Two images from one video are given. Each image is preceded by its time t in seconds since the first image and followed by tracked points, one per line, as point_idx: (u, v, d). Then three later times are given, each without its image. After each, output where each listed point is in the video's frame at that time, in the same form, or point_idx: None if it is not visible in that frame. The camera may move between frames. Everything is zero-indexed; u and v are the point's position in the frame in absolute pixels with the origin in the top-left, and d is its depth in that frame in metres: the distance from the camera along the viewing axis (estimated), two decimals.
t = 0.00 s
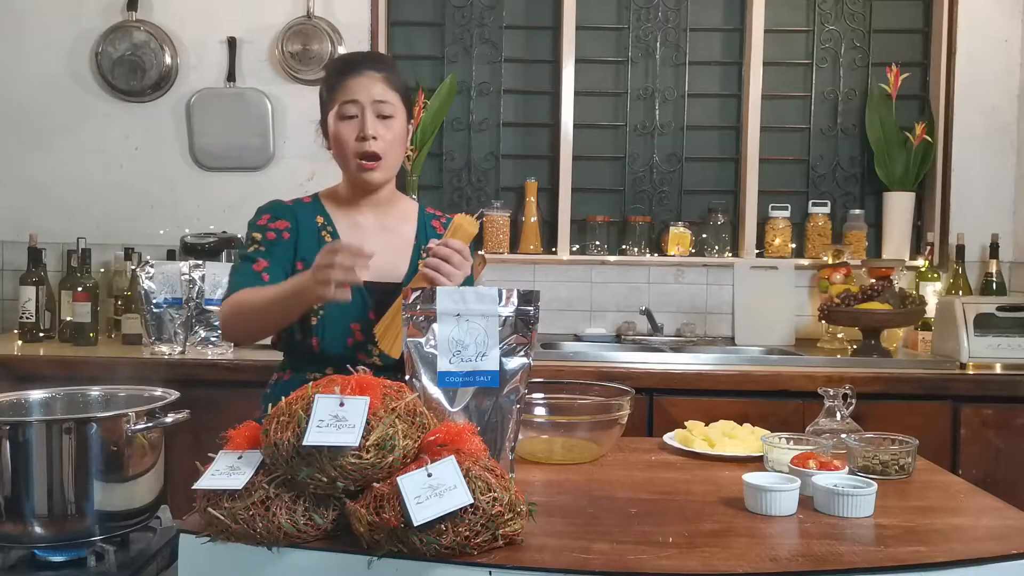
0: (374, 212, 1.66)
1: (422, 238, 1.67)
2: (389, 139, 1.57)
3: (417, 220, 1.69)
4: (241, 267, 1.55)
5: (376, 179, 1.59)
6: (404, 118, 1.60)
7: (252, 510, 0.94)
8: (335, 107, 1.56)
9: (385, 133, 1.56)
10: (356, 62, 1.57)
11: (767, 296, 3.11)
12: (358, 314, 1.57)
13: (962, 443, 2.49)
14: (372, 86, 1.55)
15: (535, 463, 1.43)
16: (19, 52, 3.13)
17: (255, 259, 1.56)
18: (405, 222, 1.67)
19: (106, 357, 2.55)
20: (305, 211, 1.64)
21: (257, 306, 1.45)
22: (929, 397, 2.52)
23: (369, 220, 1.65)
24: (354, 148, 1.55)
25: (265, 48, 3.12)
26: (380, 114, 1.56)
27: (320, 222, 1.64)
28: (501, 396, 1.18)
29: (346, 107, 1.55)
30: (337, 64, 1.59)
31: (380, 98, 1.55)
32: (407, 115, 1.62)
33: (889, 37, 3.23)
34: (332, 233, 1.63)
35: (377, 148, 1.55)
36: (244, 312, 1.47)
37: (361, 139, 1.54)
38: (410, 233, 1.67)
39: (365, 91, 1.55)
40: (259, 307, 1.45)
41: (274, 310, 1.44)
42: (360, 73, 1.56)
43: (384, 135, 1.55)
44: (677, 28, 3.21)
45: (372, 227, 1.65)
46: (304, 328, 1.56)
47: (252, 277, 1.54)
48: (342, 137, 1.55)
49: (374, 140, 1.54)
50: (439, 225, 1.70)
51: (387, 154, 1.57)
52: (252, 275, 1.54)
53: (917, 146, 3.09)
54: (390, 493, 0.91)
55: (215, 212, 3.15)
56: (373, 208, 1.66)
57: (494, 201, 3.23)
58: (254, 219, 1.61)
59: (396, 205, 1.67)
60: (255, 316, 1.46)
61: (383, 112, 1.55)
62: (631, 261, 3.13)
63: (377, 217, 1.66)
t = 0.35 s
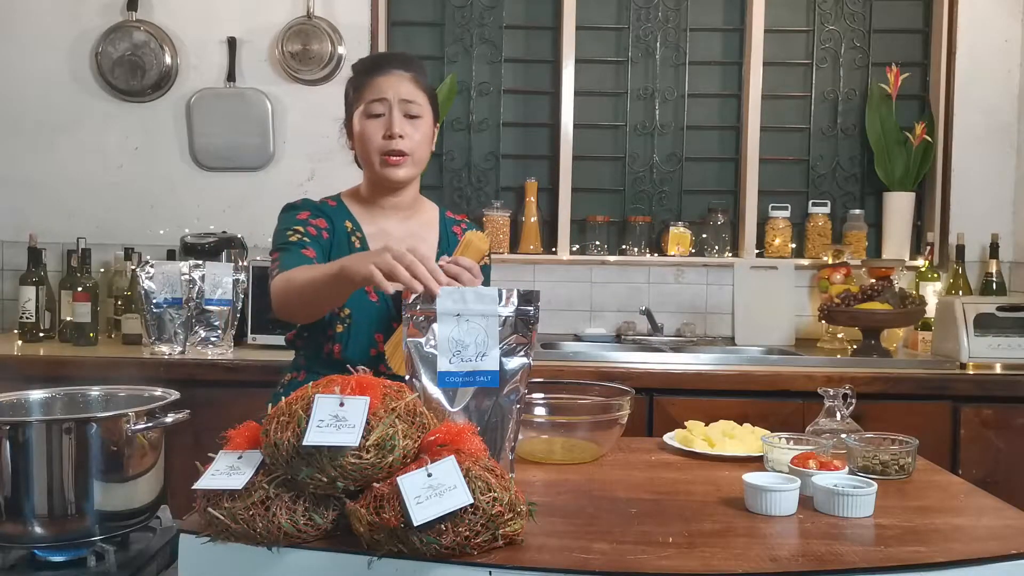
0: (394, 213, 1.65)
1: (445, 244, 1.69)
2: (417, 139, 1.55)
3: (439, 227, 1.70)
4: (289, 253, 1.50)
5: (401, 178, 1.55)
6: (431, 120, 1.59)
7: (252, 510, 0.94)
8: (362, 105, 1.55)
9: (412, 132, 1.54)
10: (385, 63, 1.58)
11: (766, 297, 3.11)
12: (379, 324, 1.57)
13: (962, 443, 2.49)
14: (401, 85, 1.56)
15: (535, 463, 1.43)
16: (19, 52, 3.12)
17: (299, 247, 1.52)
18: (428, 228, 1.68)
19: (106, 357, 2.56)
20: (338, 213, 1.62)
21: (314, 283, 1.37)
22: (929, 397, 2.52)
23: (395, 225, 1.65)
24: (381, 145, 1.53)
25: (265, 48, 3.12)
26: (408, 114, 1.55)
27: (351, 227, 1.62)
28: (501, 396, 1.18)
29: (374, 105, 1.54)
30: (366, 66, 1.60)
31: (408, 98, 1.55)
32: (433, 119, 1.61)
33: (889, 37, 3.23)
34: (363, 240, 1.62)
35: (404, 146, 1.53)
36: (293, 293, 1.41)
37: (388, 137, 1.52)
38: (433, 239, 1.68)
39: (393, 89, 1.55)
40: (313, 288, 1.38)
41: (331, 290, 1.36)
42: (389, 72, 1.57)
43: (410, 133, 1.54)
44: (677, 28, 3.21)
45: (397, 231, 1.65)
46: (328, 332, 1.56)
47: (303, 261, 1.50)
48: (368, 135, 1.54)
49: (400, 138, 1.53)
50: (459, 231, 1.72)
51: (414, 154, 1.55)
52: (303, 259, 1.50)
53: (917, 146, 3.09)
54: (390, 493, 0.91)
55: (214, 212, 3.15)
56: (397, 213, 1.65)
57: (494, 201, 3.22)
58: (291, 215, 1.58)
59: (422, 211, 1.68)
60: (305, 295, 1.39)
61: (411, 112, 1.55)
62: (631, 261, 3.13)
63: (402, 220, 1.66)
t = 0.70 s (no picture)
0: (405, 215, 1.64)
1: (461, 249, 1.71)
2: (434, 139, 1.54)
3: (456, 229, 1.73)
4: (309, 259, 1.50)
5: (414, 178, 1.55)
6: (452, 122, 1.59)
7: (252, 510, 0.94)
8: (383, 102, 1.56)
9: (430, 132, 1.53)
10: (413, 61, 1.58)
11: (766, 297, 3.11)
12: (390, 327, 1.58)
13: (962, 444, 2.49)
14: (424, 84, 1.56)
15: (535, 463, 1.43)
16: (19, 52, 3.12)
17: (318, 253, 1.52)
18: (445, 232, 1.70)
19: (105, 357, 2.56)
20: (356, 215, 1.61)
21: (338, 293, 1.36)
22: (929, 397, 2.52)
23: (411, 229, 1.65)
24: (397, 143, 1.52)
25: (265, 48, 3.12)
26: (427, 113, 1.55)
27: (368, 228, 1.61)
28: (503, 396, 1.19)
29: (395, 103, 1.55)
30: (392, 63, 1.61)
31: (430, 98, 1.55)
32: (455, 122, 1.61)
33: (889, 37, 3.23)
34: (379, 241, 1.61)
35: (419, 145, 1.52)
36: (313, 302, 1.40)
37: (404, 134, 1.52)
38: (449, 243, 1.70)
39: (416, 88, 1.55)
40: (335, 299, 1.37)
41: (352, 305, 1.35)
42: (414, 71, 1.57)
43: (427, 134, 1.53)
44: (677, 28, 3.21)
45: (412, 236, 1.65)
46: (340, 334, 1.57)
47: (325, 268, 1.51)
48: (386, 133, 1.54)
49: (417, 137, 1.52)
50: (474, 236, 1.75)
51: (430, 154, 1.54)
52: (324, 266, 1.51)
53: (917, 146, 3.10)
54: (390, 493, 0.91)
55: (214, 212, 3.15)
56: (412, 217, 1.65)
57: (494, 201, 3.22)
58: (309, 218, 1.58)
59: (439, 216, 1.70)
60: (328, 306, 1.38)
61: (430, 112, 1.54)
62: (631, 261, 3.13)
63: (418, 224, 1.66)
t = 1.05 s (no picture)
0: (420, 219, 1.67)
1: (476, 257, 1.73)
2: (451, 150, 1.54)
3: (473, 234, 1.75)
4: (317, 267, 1.51)
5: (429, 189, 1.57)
6: (470, 132, 1.59)
7: (252, 510, 0.94)
8: (402, 109, 1.55)
9: (448, 143, 1.54)
10: (434, 67, 1.57)
11: (766, 297, 3.11)
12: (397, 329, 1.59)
13: (962, 444, 2.49)
14: (444, 93, 1.55)
15: (535, 463, 1.43)
16: (19, 52, 3.12)
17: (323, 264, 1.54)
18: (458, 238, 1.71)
19: (105, 357, 2.56)
20: (368, 221, 1.64)
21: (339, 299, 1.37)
22: (929, 397, 2.52)
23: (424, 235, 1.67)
24: (413, 153, 1.53)
25: (265, 48, 3.12)
26: (446, 123, 1.54)
27: (380, 234, 1.64)
28: (502, 385, 1.18)
29: (414, 111, 1.54)
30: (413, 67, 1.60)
31: (449, 108, 1.55)
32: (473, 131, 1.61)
33: (889, 37, 3.23)
34: (391, 248, 1.64)
35: (436, 157, 1.52)
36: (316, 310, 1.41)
37: (421, 146, 1.52)
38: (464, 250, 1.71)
39: (436, 98, 1.54)
40: (337, 306, 1.37)
41: (355, 308, 1.34)
42: (435, 79, 1.56)
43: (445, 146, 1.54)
44: (677, 28, 3.21)
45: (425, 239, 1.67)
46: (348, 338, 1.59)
47: (330, 276, 1.51)
48: (403, 141, 1.54)
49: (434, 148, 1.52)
50: (489, 243, 1.76)
51: (445, 165, 1.55)
52: (330, 273, 1.51)
53: (917, 146, 3.10)
54: (390, 493, 0.91)
55: (214, 212, 3.15)
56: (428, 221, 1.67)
57: (494, 201, 3.22)
58: (320, 223, 1.59)
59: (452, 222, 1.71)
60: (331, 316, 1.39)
61: (449, 123, 1.54)
62: (631, 261, 3.13)
63: (433, 229, 1.68)
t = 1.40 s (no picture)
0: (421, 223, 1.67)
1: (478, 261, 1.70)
2: (457, 160, 1.55)
3: (476, 236, 1.73)
4: (317, 267, 1.51)
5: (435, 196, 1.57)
6: (477, 140, 1.58)
7: (252, 510, 0.94)
8: (409, 115, 1.54)
9: (455, 153, 1.54)
10: (443, 74, 1.55)
11: (766, 297, 3.11)
12: (398, 330, 1.59)
13: (962, 444, 2.49)
14: (452, 101, 1.54)
15: (535, 464, 1.43)
16: (19, 52, 3.12)
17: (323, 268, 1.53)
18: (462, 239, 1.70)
19: (104, 357, 2.56)
20: (371, 222, 1.64)
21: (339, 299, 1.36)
22: (929, 397, 2.52)
23: (427, 237, 1.67)
24: (420, 162, 1.53)
25: (265, 48, 3.12)
26: (453, 132, 1.54)
27: (382, 236, 1.64)
28: (500, 397, 1.18)
29: (422, 118, 1.53)
30: (422, 70, 1.58)
31: (457, 117, 1.54)
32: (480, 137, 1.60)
33: (889, 37, 3.23)
34: (392, 250, 1.64)
35: (443, 167, 1.53)
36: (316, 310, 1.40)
37: (428, 155, 1.52)
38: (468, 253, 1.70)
39: (444, 106, 1.53)
40: (337, 308, 1.36)
41: (356, 309, 1.34)
42: (443, 86, 1.54)
43: (452, 155, 1.54)
44: (677, 28, 3.21)
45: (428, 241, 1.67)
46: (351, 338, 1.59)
47: (330, 276, 1.50)
48: (410, 148, 1.54)
49: (441, 158, 1.52)
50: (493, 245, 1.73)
51: (451, 174, 1.55)
52: (329, 274, 1.50)
53: (917, 146, 3.10)
54: (390, 494, 0.91)
55: (214, 212, 3.15)
56: (432, 224, 1.67)
57: (494, 201, 3.22)
58: (323, 223, 1.60)
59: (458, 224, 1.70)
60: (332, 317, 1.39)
61: (457, 133, 1.54)
62: (631, 261, 3.13)
63: (436, 232, 1.68)
